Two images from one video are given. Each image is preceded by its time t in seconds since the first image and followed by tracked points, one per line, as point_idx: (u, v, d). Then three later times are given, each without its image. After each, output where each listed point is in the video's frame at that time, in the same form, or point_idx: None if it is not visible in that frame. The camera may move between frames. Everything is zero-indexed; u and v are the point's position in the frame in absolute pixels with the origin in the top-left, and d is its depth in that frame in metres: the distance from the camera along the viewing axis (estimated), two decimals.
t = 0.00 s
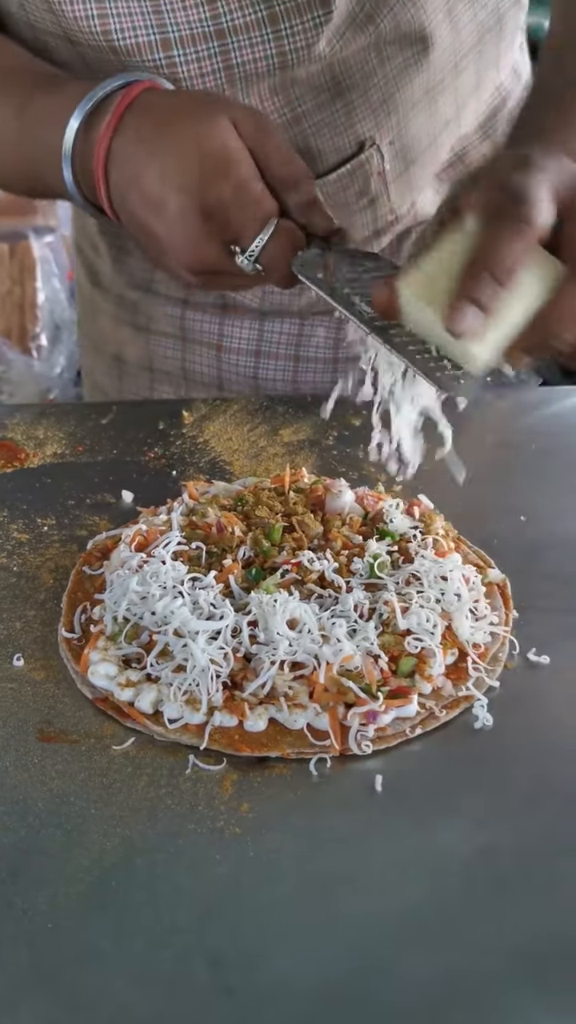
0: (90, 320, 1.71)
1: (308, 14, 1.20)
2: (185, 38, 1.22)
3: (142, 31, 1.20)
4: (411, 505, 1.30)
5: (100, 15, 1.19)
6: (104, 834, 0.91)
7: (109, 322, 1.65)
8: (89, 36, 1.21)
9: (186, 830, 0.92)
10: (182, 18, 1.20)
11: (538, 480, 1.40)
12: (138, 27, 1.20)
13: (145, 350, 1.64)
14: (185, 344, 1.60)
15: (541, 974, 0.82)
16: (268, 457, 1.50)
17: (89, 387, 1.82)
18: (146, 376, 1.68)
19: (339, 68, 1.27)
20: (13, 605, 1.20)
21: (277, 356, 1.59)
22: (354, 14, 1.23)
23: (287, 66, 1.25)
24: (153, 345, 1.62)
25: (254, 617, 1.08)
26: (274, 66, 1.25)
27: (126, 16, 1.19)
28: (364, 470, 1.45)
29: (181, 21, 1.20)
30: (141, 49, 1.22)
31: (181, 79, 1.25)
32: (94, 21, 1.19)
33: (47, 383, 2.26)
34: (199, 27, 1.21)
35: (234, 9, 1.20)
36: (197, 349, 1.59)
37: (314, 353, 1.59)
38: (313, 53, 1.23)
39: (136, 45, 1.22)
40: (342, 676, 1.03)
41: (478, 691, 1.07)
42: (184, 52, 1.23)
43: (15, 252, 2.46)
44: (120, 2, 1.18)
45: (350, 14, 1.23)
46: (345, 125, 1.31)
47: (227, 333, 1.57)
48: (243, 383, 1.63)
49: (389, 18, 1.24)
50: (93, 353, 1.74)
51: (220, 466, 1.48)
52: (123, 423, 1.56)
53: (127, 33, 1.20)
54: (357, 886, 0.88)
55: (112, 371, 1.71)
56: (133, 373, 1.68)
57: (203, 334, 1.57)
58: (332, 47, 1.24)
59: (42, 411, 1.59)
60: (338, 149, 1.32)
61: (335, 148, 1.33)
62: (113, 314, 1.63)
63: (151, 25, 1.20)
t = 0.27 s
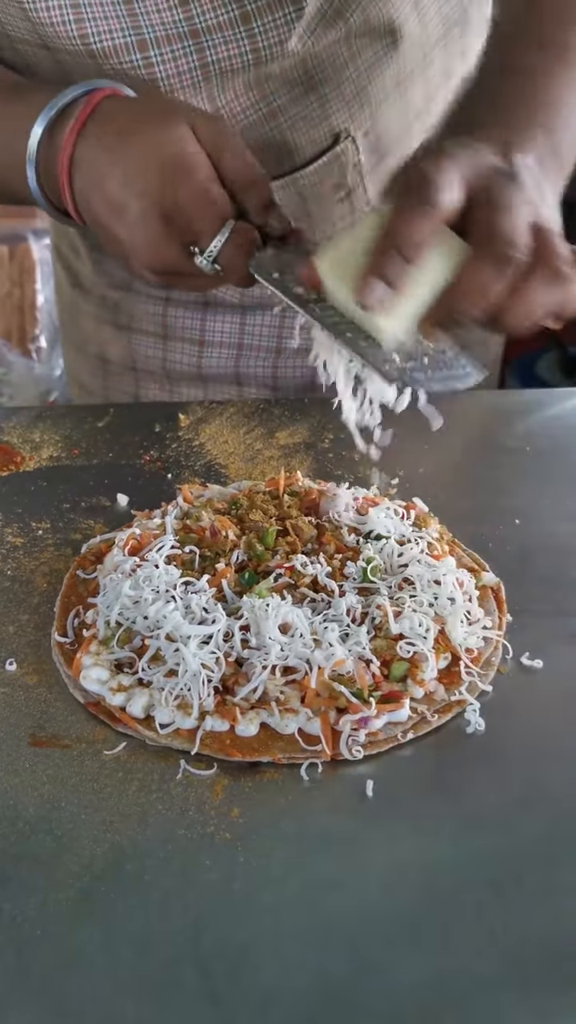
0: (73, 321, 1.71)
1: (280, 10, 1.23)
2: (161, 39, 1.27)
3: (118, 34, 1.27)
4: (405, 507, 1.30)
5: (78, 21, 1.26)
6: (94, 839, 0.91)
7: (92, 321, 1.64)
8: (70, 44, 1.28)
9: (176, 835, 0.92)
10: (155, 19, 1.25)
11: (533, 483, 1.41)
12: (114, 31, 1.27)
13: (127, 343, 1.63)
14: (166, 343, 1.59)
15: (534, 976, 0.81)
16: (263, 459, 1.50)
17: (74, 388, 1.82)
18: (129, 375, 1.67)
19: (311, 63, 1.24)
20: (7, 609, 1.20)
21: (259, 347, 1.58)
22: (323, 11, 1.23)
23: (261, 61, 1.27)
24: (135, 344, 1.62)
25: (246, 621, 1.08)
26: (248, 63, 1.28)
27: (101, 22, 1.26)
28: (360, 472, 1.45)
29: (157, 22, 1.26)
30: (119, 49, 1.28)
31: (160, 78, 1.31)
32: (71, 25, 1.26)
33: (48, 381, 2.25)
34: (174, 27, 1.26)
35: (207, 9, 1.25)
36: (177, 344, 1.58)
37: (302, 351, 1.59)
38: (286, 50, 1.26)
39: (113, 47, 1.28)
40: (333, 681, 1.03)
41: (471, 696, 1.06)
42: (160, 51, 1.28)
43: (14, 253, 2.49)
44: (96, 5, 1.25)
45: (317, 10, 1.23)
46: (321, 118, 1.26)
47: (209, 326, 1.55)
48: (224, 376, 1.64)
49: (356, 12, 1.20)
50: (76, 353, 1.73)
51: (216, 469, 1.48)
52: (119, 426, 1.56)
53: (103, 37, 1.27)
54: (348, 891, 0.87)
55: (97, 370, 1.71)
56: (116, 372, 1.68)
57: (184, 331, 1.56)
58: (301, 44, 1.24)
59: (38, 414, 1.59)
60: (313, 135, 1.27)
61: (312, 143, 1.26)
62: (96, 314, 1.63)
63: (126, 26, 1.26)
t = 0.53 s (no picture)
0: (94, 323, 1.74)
1: (285, 15, 1.25)
2: (170, 48, 1.29)
3: (128, 46, 1.29)
4: (413, 516, 1.30)
5: (88, 35, 1.28)
6: (102, 850, 0.92)
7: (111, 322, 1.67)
8: (82, 59, 1.31)
9: (183, 846, 0.92)
10: (164, 26, 1.26)
11: (540, 492, 1.41)
12: (123, 41, 1.28)
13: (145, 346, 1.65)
14: (185, 346, 1.61)
15: (541, 988, 0.81)
16: (271, 467, 1.50)
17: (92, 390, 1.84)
18: (146, 379, 1.69)
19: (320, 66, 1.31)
20: (16, 618, 1.21)
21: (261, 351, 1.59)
22: (331, 14, 1.28)
23: (268, 66, 1.29)
24: (152, 346, 1.64)
25: (253, 631, 1.09)
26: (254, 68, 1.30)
27: (111, 31, 1.28)
28: (367, 480, 1.45)
29: (164, 30, 1.27)
30: (130, 61, 1.30)
31: (168, 86, 1.32)
32: (83, 39, 1.29)
33: (58, 389, 2.28)
34: (183, 36, 1.27)
35: (215, 17, 1.26)
36: (196, 350, 1.61)
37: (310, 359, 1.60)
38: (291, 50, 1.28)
39: (124, 58, 1.30)
40: (340, 691, 1.04)
41: (477, 706, 1.07)
42: (168, 61, 1.30)
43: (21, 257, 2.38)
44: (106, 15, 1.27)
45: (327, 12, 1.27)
46: (330, 119, 1.35)
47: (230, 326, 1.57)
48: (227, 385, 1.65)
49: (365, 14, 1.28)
50: (94, 355, 1.76)
51: (223, 477, 1.48)
52: (127, 434, 1.56)
53: (113, 46, 1.29)
54: (355, 901, 0.88)
55: (116, 376, 1.73)
56: (133, 376, 1.70)
57: (204, 336, 1.59)
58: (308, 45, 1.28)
59: (47, 422, 1.59)
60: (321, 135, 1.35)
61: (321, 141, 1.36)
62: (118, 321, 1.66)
63: (135, 37, 1.28)
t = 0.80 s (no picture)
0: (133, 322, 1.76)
1: (340, 41, 1.25)
2: (225, 67, 1.31)
3: (186, 62, 1.32)
4: (422, 521, 1.29)
5: (148, 51, 1.31)
6: (109, 855, 0.92)
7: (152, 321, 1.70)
8: (142, 73, 1.34)
9: (191, 852, 0.92)
10: (222, 49, 1.29)
11: (551, 497, 1.40)
12: (182, 58, 1.31)
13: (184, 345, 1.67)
14: (225, 344, 1.61)
15: (552, 998, 0.80)
16: (280, 471, 1.50)
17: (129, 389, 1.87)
18: (187, 375, 1.71)
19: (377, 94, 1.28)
20: (25, 621, 1.21)
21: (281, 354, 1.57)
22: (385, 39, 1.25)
23: (322, 86, 1.30)
24: (194, 345, 1.65)
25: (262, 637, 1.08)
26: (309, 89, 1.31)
27: (170, 48, 1.30)
28: (376, 485, 1.45)
29: (222, 51, 1.30)
30: (189, 78, 1.33)
31: (223, 102, 1.35)
32: (143, 56, 1.32)
33: (65, 394, 2.33)
34: (239, 56, 1.30)
35: (271, 39, 1.27)
36: (238, 349, 1.60)
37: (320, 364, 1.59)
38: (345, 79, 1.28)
39: (181, 75, 1.33)
40: (348, 697, 1.03)
41: (486, 713, 1.06)
42: (224, 78, 1.32)
43: (32, 265, 2.35)
44: (166, 35, 1.30)
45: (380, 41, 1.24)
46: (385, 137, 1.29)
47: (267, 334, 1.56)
48: (249, 382, 1.65)
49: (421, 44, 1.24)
50: (132, 353, 1.79)
51: (232, 481, 1.48)
52: (136, 438, 1.56)
53: (171, 63, 1.32)
54: (363, 909, 0.87)
55: (152, 370, 1.76)
56: (172, 374, 1.73)
57: (244, 335, 1.57)
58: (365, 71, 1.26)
59: (57, 426, 1.60)
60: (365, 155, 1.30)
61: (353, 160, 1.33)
62: (156, 315, 1.68)
63: (194, 55, 1.31)
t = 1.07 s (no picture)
0: (143, 321, 1.77)
1: (341, 50, 1.33)
2: (226, 78, 1.38)
3: (188, 73, 1.38)
4: (420, 522, 1.29)
5: (148, 62, 1.38)
6: (102, 856, 0.92)
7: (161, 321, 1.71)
8: (144, 86, 1.42)
9: (184, 854, 0.92)
10: (223, 61, 1.36)
11: (551, 499, 1.40)
12: (183, 70, 1.38)
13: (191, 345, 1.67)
14: (231, 345, 1.62)
15: (547, 1002, 0.79)
16: (278, 472, 1.50)
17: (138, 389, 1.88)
18: (190, 376, 1.72)
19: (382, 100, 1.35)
20: (21, 621, 1.21)
21: (283, 354, 1.57)
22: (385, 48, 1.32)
23: (318, 87, 1.36)
24: (199, 345, 1.66)
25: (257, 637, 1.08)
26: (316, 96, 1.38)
27: (173, 60, 1.37)
28: (375, 486, 1.45)
29: (223, 61, 1.36)
30: (189, 87, 1.40)
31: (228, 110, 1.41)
32: (145, 68, 1.39)
33: (68, 396, 2.29)
34: (239, 65, 1.36)
35: (272, 49, 1.34)
36: (243, 350, 1.61)
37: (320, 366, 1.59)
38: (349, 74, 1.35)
39: (184, 86, 1.40)
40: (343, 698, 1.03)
41: (482, 715, 1.05)
42: (226, 88, 1.39)
43: (35, 266, 2.34)
44: (168, 46, 1.36)
45: (382, 48, 1.32)
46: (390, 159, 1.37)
47: (273, 333, 1.56)
48: (251, 382, 1.65)
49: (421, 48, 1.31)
50: (142, 352, 1.80)
51: (231, 481, 1.48)
52: (134, 439, 1.56)
53: (173, 75, 1.39)
54: (357, 911, 0.87)
55: (160, 369, 1.77)
56: (178, 372, 1.74)
57: (250, 336, 1.58)
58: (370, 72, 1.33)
59: (56, 426, 1.60)
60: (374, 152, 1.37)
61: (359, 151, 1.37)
62: (163, 314, 1.70)
63: (195, 66, 1.37)
